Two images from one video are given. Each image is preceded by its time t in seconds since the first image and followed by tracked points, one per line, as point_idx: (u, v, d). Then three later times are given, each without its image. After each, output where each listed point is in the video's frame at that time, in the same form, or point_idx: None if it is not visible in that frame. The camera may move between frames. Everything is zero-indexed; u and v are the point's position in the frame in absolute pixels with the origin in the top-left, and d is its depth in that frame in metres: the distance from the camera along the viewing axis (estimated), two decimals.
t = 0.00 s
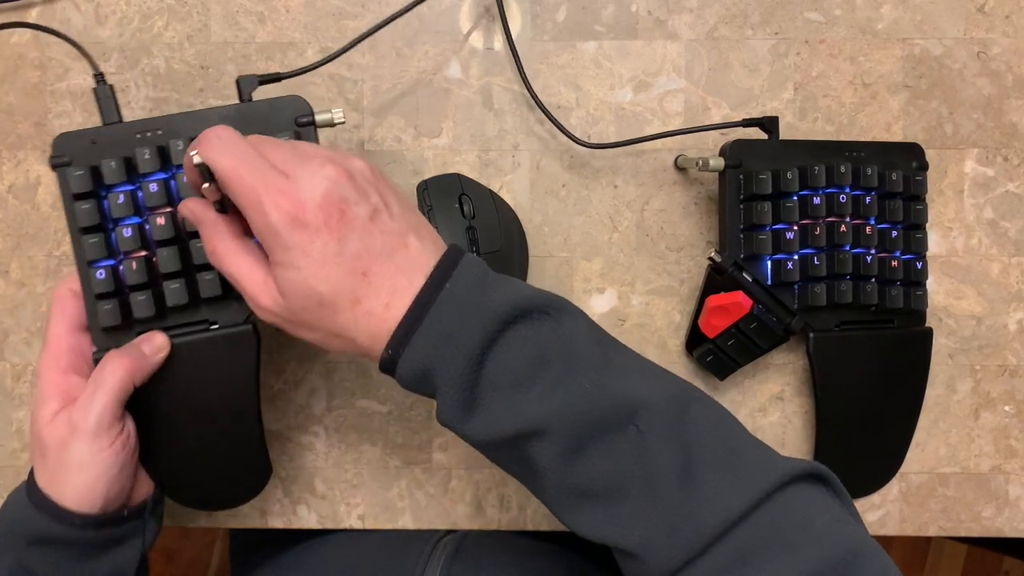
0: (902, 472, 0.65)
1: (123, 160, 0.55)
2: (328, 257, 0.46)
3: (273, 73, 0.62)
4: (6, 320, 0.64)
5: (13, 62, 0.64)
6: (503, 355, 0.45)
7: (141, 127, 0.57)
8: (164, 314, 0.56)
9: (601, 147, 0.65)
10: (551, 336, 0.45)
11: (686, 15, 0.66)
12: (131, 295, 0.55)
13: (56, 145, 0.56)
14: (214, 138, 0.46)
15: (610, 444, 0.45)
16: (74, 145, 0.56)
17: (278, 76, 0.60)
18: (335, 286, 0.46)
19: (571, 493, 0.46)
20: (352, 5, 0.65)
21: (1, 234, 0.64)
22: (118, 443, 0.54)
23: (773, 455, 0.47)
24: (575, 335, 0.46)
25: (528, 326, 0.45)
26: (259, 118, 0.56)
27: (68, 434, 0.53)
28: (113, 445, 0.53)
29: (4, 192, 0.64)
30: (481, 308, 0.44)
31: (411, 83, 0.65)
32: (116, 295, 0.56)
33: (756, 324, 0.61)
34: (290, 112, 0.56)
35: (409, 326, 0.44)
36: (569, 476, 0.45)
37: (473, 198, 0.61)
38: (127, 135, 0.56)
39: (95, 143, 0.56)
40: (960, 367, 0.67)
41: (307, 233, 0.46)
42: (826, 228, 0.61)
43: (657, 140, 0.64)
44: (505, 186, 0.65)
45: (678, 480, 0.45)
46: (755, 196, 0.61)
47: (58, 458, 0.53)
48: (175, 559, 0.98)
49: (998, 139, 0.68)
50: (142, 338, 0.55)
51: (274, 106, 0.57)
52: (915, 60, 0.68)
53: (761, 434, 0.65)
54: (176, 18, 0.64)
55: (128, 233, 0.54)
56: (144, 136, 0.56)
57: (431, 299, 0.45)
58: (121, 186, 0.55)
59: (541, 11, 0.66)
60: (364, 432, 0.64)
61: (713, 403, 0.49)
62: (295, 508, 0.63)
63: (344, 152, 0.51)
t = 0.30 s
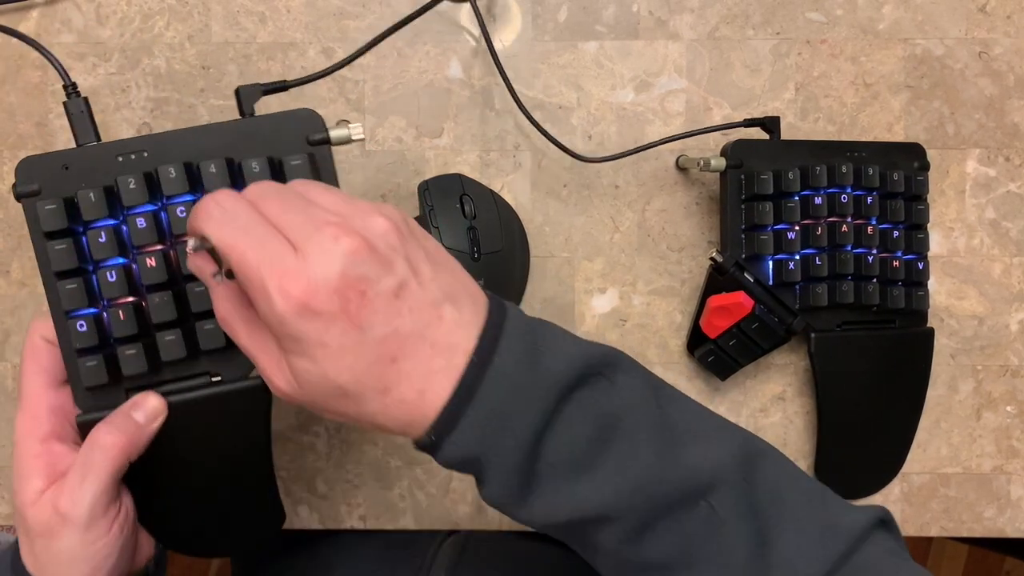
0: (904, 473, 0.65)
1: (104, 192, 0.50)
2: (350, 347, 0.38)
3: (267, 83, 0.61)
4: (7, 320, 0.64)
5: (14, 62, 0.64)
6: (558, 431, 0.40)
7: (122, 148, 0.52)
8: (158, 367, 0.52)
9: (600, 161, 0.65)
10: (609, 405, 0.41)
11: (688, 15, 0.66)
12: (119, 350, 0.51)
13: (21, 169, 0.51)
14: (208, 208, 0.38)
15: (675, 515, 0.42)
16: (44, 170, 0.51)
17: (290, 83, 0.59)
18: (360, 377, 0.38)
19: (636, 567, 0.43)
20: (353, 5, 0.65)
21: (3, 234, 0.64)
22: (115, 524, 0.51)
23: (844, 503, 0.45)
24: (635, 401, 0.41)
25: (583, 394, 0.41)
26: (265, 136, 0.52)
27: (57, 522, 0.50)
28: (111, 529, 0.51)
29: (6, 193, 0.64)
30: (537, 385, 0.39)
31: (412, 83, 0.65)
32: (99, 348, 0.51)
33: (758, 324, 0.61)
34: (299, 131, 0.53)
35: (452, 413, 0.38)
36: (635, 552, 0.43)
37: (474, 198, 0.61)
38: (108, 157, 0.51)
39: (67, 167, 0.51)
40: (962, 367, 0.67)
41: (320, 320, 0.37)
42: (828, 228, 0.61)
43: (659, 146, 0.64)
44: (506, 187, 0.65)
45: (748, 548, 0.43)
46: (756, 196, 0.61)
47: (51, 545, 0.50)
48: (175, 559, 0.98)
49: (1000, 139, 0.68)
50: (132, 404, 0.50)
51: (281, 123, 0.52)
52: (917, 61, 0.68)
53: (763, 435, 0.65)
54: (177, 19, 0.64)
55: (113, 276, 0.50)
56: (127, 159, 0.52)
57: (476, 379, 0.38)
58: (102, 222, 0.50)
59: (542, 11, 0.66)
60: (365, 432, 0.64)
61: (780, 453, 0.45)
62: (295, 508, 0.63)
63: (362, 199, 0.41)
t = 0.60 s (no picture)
0: (903, 473, 0.65)
1: (137, 194, 0.49)
2: (387, 392, 0.38)
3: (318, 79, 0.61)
4: (7, 320, 0.64)
5: (14, 62, 0.64)
6: (616, 485, 0.40)
7: (157, 147, 0.50)
8: (187, 385, 0.50)
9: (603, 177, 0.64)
10: (667, 455, 0.41)
11: (688, 15, 0.66)
12: (147, 366, 0.49)
13: (47, 165, 0.50)
14: (244, 240, 0.38)
15: None
16: (75, 166, 0.50)
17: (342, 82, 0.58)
18: (398, 423, 0.39)
19: None
20: (352, 5, 0.65)
21: (2, 234, 0.64)
22: (138, 555, 0.52)
23: (921, 551, 0.43)
24: (694, 450, 0.41)
25: (640, 445, 0.40)
26: (314, 139, 0.51)
27: (75, 549, 0.51)
28: (134, 559, 0.52)
29: (5, 193, 0.64)
30: (594, 436, 0.39)
31: (412, 83, 0.65)
32: (125, 364, 0.50)
33: (758, 324, 0.61)
34: (348, 135, 0.51)
35: (505, 466, 0.38)
36: None
37: (475, 198, 0.60)
38: (144, 154, 0.50)
39: (98, 163, 0.50)
40: (962, 367, 0.67)
41: (361, 369, 0.37)
42: (828, 228, 0.61)
43: (660, 150, 0.64)
44: (506, 187, 0.65)
45: None
46: (756, 196, 0.61)
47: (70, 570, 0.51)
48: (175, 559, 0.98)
49: (1001, 139, 0.68)
50: (155, 423, 0.49)
51: (331, 126, 0.51)
52: (917, 60, 0.68)
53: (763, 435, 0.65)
54: (176, 19, 0.64)
55: (141, 287, 0.49)
56: (162, 158, 0.50)
57: (532, 430, 0.38)
58: (132, 227, 0.49)
59: (542, 10, 0.66)
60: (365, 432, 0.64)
61: (851, 499, 0.44)
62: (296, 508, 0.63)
63: (408, 230, 0.41)
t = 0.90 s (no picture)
0: (903, 473, 0.65)
1: (170, 190, 0.49)
2: (410, 378, 0.38)
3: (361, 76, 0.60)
4: (5, 320, 0.64)
5: (12, 62, 0.64)
6: (631, 483, 0.40)
7: (190, 142, 0.50)
8: (217, 380, 0.51)
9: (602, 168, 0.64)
10: (683, 454, 0.40)
11: (687, 15, 0.66)
12: (177, 361, 0.50)
13: (82, 157, 0.50)
14: (279, 222, 0.39)
15: None
16: (109, 159, 0.50)
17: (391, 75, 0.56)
18: (418, 412, 0.39)
19: None
20: (351, 5, 0.65)
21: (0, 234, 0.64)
22: (167, 546, 0.52)
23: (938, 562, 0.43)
24: (710, 450, 0.41)
25: (656, 443, 0.40)
26: (348, 139, 0.51)
27: (106, 538, 0.50)
28: (163, 550, 0.52)
29: (4, 193, 0.64)
30: (609, 433, 0.38)
31: (411, 82, 0.65)
32: (157, 358, 0.50)
33: (757, 324, 0.61)
34: (381, 136, 0.51)
35: (519, 461, 0.38)
36: None
37: (473, 198, 0.61)
38: (177, 150, 0.50)
39: (131, 157, 0.50)
40: (961, 367, 0.67)
41: (385, 355, 0.37)
42: (827, 228, 0.61)
43: (659, 150, 0.64)
44: (505, 186, 0.65)
45: None
46: (755, 196, 0.61)
47: (99, 561, 0.51)
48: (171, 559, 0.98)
49: (1000, 139, 0.68)
50: (187, 414, 0.49)
51: (366, 126, 0.51)
52: (916, 60, 0.68)
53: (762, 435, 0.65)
54: (175, 18, 0.64)
55: (174, 283, 0.49)
56: (195, 154, 0.50)
57: (548, 426, 0.38)
58: (166, 223, 0.49)
59: (541, 10, 0.66)
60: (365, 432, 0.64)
61: (866, 507, 0.44)
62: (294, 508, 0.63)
63: (435, 222, 0.41)
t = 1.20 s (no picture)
0: (901, 473, 0.65)
1: (169, 180, 0.49)
2: (397, 402, 0.38)
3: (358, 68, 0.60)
4: (5, 320, 0.64)
5: (12, 62, 0.64)
6: (617, 479, 0.40)
7: (186, 132, 0.50)
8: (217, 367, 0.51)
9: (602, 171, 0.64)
10: (669, 452, 0.41)
11: (686, 15, 0.66)
12: (177, 347, 0.50)
13: (86, 148, 0.50)
14: (266, 242, 0.38)
15: None
16: (110, 150, 0.50)
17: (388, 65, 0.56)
18: (405, 428, 0.39)
19: None
20: (351, 4, 0.65)
21: None
22: (165, 530, 0.52)
23: (925, 561, 0.43)
24: (696, 449, 0.41)
25: (642, 441, 0.40)
26: (344, 127, 0.51)
27: (106, 519, 0.51)
28: (160, 534, 0.52)
29: (3, 192, 0.64)
30: (595, 431, 0.38)
31: (410, 81, 0.65)
32: (158, 345, 0.50)
33: (755, 324, 0.61)
34: (375, 125, 0.50)
35: (506, 459, 0.38)
36: None
37: (473, 199, 0.61)
38: (175, 140, 0.50)
39: (131, 148, 0.50)
40: (960, 367, 0.67)
41: (371, 381, 0.37)
42: (826, 228, 0.61)
43: (658, 149, 0.64)
44: (504, 186, 0.65)
45: None
46: (754, 196, 0.61)
47: (100, 542, 0.51)
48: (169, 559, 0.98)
49: (998, 139, 0.68)
50: (188, 398, 0.50)
51: (361, 116, 0.51)
52: (915, 60, 0.68)
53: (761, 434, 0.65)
54: (174, 18, 0.64)
55: (173, 271, 0.49)
56: (193, 143, 0.50)
57: (534, 425, 0.38)
58: (165, 212, 0.50)
59: (540, 10, 0.66)
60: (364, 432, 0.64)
61: (852, 507, 0.44)
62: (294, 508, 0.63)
63: (423, 238, 0.39)
